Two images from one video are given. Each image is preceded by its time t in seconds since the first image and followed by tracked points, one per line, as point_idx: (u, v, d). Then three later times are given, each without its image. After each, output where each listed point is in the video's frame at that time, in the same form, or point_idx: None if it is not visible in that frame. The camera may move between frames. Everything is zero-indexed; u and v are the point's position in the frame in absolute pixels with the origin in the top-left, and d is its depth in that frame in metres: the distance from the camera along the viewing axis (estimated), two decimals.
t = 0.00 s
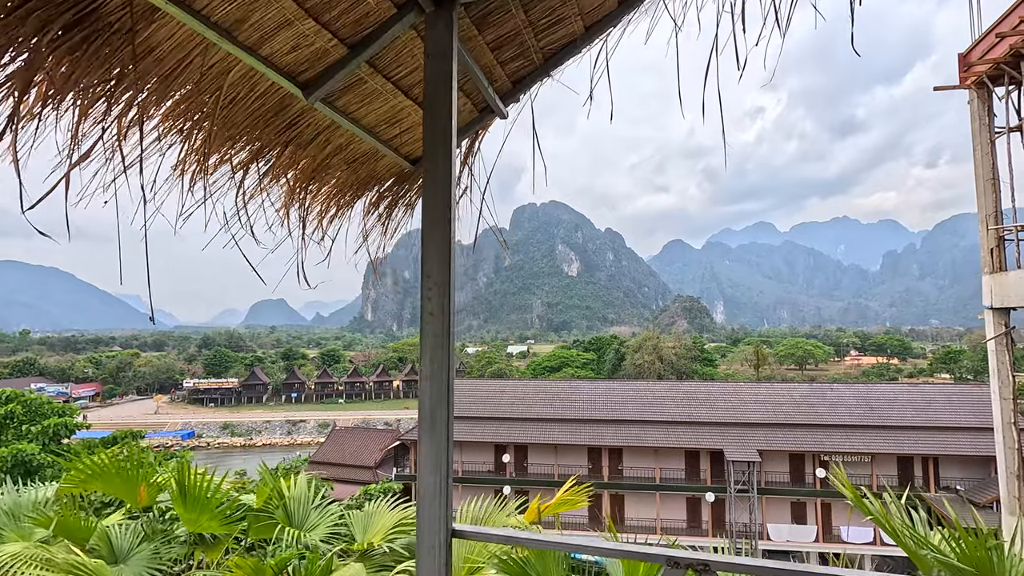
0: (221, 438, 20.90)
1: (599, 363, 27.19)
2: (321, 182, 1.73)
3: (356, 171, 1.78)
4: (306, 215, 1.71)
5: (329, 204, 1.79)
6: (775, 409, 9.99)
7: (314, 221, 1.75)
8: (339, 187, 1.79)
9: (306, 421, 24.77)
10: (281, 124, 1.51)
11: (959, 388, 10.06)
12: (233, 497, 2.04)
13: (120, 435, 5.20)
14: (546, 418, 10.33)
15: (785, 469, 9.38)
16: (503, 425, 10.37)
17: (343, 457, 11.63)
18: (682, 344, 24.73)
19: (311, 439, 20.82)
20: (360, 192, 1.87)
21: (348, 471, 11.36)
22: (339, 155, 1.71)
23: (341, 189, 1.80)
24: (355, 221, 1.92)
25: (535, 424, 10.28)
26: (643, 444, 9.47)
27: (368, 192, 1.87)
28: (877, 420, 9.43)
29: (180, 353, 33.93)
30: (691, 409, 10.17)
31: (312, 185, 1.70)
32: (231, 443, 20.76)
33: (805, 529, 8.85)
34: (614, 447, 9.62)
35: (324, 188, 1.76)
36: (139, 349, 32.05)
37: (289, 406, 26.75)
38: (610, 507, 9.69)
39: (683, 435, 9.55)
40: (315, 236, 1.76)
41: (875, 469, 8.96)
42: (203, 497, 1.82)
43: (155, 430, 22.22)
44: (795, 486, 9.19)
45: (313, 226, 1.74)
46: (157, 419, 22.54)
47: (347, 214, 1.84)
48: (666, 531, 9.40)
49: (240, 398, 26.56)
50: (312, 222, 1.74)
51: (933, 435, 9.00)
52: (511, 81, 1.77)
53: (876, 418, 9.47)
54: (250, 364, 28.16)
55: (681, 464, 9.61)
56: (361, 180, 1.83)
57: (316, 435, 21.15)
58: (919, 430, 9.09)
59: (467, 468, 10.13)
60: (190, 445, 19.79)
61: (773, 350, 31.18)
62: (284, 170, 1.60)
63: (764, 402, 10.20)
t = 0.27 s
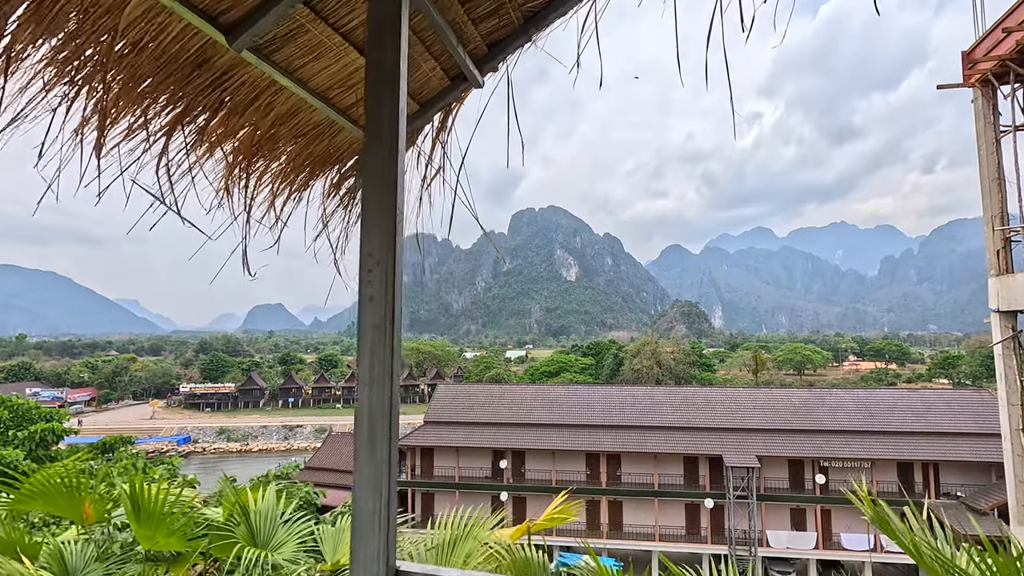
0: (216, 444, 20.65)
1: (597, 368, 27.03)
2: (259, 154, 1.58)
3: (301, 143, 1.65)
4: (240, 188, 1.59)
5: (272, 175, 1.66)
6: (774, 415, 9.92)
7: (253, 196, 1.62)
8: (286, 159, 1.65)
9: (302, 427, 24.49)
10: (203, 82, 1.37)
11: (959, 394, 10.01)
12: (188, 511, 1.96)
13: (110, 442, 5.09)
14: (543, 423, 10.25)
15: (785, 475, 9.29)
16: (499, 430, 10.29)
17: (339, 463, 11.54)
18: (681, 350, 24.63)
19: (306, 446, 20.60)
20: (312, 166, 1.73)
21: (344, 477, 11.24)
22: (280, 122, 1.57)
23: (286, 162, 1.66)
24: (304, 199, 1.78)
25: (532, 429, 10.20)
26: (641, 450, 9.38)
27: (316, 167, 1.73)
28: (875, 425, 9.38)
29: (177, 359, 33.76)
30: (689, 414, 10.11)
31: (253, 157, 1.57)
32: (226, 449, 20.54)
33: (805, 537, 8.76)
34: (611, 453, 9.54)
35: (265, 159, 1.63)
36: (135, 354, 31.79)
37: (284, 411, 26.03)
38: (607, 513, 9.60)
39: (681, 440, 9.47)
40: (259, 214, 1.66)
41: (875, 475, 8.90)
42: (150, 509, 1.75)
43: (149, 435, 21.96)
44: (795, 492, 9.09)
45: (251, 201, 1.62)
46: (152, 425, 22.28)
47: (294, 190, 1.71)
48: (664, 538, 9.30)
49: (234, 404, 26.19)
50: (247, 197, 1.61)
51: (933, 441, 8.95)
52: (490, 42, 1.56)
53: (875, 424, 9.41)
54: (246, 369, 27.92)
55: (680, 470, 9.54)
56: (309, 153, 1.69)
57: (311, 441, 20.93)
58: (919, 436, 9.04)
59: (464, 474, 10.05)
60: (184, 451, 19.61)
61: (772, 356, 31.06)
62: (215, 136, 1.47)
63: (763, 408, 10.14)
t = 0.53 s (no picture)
0: (215, 446, 20.62)
1: (597, 371, 27.00)
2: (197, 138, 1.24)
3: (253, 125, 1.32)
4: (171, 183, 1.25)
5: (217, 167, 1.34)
6: (776, 420, 9.85)
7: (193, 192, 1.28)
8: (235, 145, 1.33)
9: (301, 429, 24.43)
10: (113, 46, 0.97)
11: (962, 398, 9.94)
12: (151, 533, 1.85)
13: (106, 447, 5.03)
14: (543, 428, 10.16)
15: (787, 480, 9.23)
16: (499, 434, 10.20)
17: (337, 466, 11.49)
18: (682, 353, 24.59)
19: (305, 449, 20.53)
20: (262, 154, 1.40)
21: (343, 481, 11.18)
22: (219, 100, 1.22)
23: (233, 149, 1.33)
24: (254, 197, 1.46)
25: (532, 434, 10.11)
26: (643, 456, 9.30)
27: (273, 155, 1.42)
28: (879, 431, 9.29)
29: (177, 362, 33.88)
30: (691, 419, 10.02)
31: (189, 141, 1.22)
32: (225, 452, 20.48)
33: (807, 543, 8.69)
34: (612, 458, 9.46)
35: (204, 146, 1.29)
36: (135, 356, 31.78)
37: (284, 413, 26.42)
38: (608, 518, 9.54)
39: (683, 445, 9.37)
40: (199, 213, 1.33)
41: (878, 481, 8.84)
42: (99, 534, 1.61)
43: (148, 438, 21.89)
44: (797, 498, 9.01)
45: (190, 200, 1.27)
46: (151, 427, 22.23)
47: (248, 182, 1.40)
48: (665, 544, 9.21)
49: (233, 407, 26.17)
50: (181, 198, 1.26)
51: (938, 447, 8.87)
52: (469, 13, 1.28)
53: (879, 429, 9.33)
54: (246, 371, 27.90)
55: (681, 476, 9.47)
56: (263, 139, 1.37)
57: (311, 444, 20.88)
58: (923, 442, 8.96)
59: (463, 478, 9.99)
60: (184, 454, 19.62)
61: (773, 360, 31.04)
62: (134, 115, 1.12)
63: (765, 412, 10.07)
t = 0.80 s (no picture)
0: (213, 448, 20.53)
1: (597, 374, 26.92)
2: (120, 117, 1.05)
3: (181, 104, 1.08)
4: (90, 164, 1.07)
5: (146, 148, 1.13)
6: (777, 424, 9.78)
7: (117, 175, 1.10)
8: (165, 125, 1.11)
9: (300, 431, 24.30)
10: None
11: (963, 404, 9.89)
12: (105, 545, 1.63)
13: (98, 448, 4.98)
14: (542, 431, 10.10)
15: (788, 485, 9.17)
16: (498, 437, 10.14)
17: (335, 469, 11.44)
18: (682, 357, 24.54)
19: (303, 451, 20.45)
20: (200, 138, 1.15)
21: (342, 484, 11.11)
22: (137, 66, 0.98)
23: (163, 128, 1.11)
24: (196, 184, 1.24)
25: (531, 437, 10.05)
26: (642, 460, 9.24)
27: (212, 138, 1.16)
28: (880, 436, 9.24)
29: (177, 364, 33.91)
30: (691, 423, 9.97)
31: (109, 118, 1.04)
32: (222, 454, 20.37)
33: (807, 548, 8.62)
34: (612, 462, 9.40)
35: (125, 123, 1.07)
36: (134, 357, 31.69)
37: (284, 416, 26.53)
38: (607, 522, 9.47)
39: (683, 449, 9.31)
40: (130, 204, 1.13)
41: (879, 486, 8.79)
42: (46, 552, 1.40)
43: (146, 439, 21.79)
44: (797, 503, 8.95)
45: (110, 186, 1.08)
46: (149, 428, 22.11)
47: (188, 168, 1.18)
48: (664, 549, 9.12)
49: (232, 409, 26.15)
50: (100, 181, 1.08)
51: (939, 452, 8.82)
52: None
53: (880, 434, 9.27)
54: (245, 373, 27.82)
55: (681, 480, 9.41)
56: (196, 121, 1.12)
57: (309, 446, 20.80)
58: (924, 447, 8.90)
59: (462, 481, 9.93)
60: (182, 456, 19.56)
61: (773, 364, 30.99)
62: (31, 84, 0.93)
63: (765, 416, 10.01)
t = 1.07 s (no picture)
0: (213, 450, 20.43)
1: (598, 377, 26.82)
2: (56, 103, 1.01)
3: (116, 87, 1.02)
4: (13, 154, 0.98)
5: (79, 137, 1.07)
6: (777, 427, 9.74)
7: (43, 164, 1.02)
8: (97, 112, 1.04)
9: (299, 433, 24.15)
10: None
11: (965, 407, 9.86)
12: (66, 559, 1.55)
13: (93, 448, 4.92)
14: (542, 433, 10.06)
15: (788, 489, 9.13)
16: (498, 439, 10.10)
17: (334, 471, 11.41)
18: (683, 359, 24.47)
19: (303, 453, 20.37)
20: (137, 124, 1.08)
21: (341, 486, 11.05)
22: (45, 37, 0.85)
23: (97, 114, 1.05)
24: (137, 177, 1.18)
25: (530, 439, 10.01)
26: (642, 464, 9.19)
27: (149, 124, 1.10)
28: (882, 438, 9.20)
29: (177, 364, 33.88)
30: (691, 425, 9.93)
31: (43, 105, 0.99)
32: (221, 454, 20.29)
33: (808, 552, 8.58)
34: (612, 465, 9.37)
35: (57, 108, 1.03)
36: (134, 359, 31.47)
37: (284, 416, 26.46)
38: (605, 526, 9.42)
39: (683, 452, 9.27)
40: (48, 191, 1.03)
41: (880, 491, 8.76)
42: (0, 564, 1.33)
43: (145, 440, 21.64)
44: (798, 507, 8.91)
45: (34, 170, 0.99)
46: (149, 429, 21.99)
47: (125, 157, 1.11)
48: (664, 552, 9.06)
49: (232, 409, 26.12)
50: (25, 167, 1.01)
51: (941, 456, 8.77)
52: None
53: (881, 437, 9.24)
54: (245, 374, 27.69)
55: (681, 483, 9.38)
56: (131, 105, 1.06)
57: (308, 448, 20.72)
58: (926, 450, 8.87)
59: (460, 484, 9.90)
60: (181, 457, 19.49)
61: (775, 367, 30.93)
62: None
63: (766, 419, 9.97)
